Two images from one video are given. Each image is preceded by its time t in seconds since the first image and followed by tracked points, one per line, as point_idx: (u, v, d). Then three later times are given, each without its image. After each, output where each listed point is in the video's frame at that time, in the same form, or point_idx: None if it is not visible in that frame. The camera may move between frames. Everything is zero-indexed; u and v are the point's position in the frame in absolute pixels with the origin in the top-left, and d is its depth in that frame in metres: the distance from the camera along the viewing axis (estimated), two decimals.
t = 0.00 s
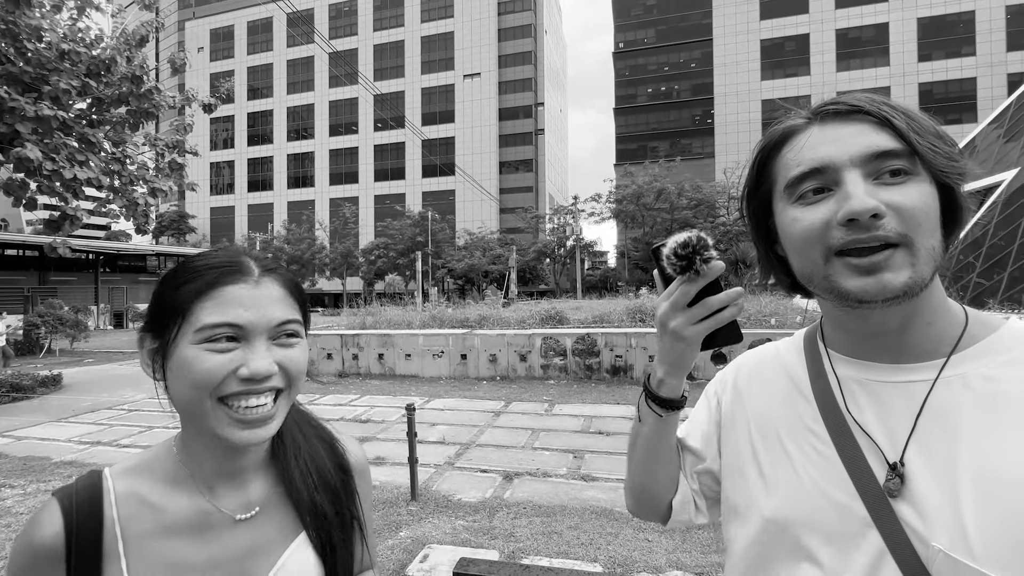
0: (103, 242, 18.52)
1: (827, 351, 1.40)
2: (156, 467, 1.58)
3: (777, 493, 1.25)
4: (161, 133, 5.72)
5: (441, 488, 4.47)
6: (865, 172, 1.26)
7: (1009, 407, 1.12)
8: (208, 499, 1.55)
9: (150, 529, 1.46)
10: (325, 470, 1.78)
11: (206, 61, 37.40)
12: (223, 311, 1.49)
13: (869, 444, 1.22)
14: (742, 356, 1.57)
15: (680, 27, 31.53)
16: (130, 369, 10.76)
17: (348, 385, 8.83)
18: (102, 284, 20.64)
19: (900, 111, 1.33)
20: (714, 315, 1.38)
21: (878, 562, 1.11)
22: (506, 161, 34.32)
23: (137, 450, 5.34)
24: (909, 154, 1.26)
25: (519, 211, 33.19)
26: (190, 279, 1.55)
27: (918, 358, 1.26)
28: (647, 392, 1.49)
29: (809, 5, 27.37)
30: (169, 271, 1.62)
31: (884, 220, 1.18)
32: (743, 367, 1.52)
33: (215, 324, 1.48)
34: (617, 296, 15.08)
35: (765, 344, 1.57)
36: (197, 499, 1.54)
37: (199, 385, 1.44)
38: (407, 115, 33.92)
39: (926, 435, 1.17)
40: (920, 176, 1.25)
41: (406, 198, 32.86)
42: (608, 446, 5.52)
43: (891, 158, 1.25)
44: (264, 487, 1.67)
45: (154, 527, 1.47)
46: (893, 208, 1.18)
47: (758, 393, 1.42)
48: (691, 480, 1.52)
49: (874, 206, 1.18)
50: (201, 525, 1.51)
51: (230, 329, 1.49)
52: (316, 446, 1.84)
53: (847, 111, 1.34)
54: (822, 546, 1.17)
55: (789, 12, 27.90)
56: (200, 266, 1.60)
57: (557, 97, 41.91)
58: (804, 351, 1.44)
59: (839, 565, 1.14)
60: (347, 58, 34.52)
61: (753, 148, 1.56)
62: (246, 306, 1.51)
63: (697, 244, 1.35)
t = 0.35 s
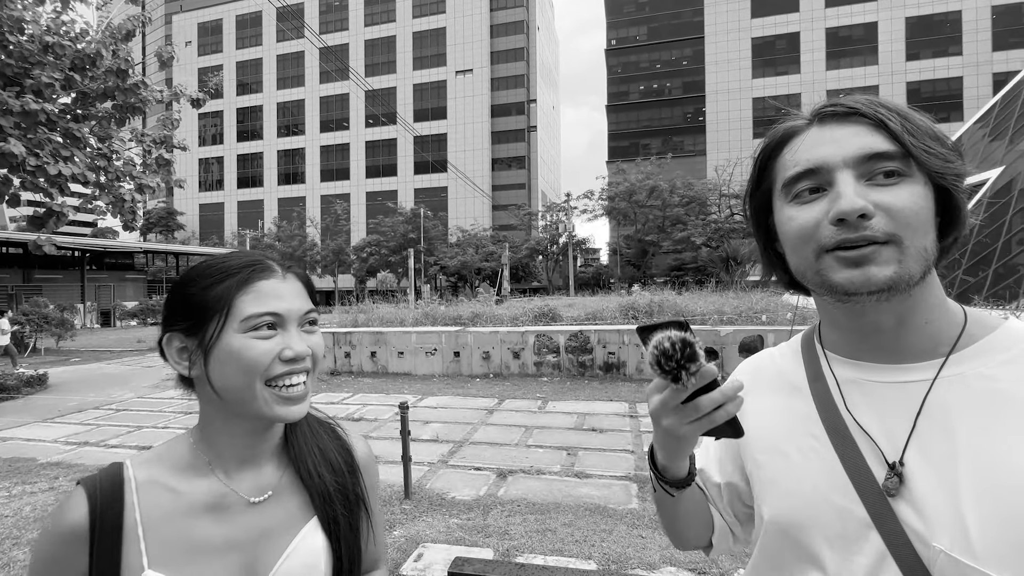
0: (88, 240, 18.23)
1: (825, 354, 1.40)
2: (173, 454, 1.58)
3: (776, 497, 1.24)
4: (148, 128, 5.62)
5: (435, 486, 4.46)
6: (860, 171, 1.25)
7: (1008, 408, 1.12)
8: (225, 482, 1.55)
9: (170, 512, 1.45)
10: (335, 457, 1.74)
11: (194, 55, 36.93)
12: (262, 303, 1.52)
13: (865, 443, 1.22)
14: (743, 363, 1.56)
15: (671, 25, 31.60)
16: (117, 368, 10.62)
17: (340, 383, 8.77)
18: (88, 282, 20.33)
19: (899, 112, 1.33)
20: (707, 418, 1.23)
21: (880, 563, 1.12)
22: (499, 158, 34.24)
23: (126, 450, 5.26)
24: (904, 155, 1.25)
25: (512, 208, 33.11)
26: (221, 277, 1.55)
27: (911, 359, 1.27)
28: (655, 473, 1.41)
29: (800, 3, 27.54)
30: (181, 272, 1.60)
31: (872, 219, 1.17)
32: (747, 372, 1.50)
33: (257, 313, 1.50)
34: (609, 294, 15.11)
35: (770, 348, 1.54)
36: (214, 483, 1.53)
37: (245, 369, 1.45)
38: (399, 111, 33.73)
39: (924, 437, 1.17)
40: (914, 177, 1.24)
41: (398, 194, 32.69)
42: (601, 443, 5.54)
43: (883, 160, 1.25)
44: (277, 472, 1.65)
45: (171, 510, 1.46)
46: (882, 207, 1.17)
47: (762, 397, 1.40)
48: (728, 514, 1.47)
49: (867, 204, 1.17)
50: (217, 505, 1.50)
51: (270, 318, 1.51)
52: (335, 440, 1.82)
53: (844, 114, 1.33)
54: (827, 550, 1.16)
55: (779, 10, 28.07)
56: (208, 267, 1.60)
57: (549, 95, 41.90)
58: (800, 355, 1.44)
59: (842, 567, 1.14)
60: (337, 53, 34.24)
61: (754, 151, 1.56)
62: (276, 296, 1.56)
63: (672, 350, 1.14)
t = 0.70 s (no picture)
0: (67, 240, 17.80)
1: (827, 361, 1.37)
2: (258, 440, 1.55)
3: (773, 505, 1.24)
4: (130, 126, 5.49)
5: (425, 490, 4.41)
6: (805, 200, 1.25)
7: (1010, 420, 1.10)
8: (312, 468, 1.57)
9: (268, 496, 1.43)
10: (391, 450, 1.85)
11: (178, 52, 36.35)
12: (346, 303, 1.54)
13: (861, 453, 1.20)
14: (747, 370, 1.54)
15: (659, 28, 31.85)
16: (97, 372, 10.37)
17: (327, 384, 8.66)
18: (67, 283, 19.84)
19: (869, 121, 1.26)
20: (698, 504, 1.25)
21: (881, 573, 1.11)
22: (488, 159, 34.18)
23: (107, 456, 5.13)
24: (848, 172, 1.20)
25: (501, 208, 33.08)
26: (308, 279, 1.58)
27: (912, 368, 1.24)
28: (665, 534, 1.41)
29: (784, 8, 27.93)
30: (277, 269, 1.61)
31: (813, 246, 1.18)
32: (750, 381, 1.49)
33: (340, 312, 1.52)
34: (599, 294, 15.13)
35: (777, 354, 1.52)
36: (304, 470, 1.55)
37: (333, 365, 1.47)
38: (387, 111, 33.50)
39: (922, 449, 1.15)
40: (871, 191, 1.18)
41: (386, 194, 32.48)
42: (590, 444, 5.53)
43: (828, 187, 1.22)
44: (350, 461, 1.70)
45: (269, 492, 1.44)
46: (821, 234, 1.17)
47: (765, 406, 1.40)
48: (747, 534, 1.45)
49: (807, 232, 1.19)
50: (308, 489, 1.51)
51: (351, 317, 1.53)
52: (388, 438, 1.90)
53: (796, 138, 1.33)
54: (827, 560, 1.16)
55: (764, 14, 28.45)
56: (299, 269, 1.62)
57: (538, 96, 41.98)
58: (803, 363, 1.41)
59: None
60: (325, 52, 33.94)
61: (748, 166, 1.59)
62: (358, 296, 1.57)
63: (646, 448, 1.22)
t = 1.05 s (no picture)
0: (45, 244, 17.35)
1: (833, 352, 1.37)
2: (304, 416, 1.51)
3: (774, 490, 1.24)
4: (112, 127, 5.38)
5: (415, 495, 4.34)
6: (782, 204, 1.26)
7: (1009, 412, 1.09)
8: (359, 442, 1.55)
9: (321, 466, 1.40)
10: (420, 431, 1.84)
11: (162, 54, 35.85)
12: (387, 285, 1.51)
13: (857, 442, 1.20)
14: (756, 361, 1.54)
15: (645, 35, 32.23)
16: (76, 379, 10.09)
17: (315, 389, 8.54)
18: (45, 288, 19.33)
19: (843, 122, 1.24)
20: (726, 434, 1.19)
21: (876, 561, 1.10)
22: (476, 163, 34.16)
23: (86, 465, 4.98)
24: (816, 175, 1.20)
25: (489, 213, 33.09)
26: (351, 264, 1.55)
27: (914, 359, 1.23)
28: (670, 482, 1.37)
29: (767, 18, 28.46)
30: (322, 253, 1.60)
31: (791, 249, 1.18)
32: (757, 372, 1.49)
33: (383, 295, 1.49)
34: (589, 298, 15.16)
35: (788, 345, 1.51)
36: (350, 445, 1.52)
37: (377, 344, 1.45)
38: (375, 114, 33.33)
39: (919, 439, 1.14)
40: (841, 193, 1.17)
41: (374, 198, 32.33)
42: (581, 447, 5.51)
43: (801, 189, 1.22)
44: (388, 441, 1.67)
45: (321, 464, 1.40)
46: (797, 236, 1.17)
47: (769, 396, 1.39)
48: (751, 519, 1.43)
49: (783, 235, 1.19)
50: (357, 462, 1.49)
51: (394, 300, 1.50)
52: (416, 423, 1.90)
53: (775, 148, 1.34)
54: (821, 546, 1.16)
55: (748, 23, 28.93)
56: (345, 254, 1.59)
57: (526, 101, 42.17)
58: (812, 354, 1.41)
59: (836, 562, 1.14)
60: (313, 55, 33.73)
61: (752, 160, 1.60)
62: (403, 281, 1.54)
63: (694, 363, 1.12)
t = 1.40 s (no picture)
0: (26, 251, 16.99)
1: (828, 342, 1.36)
2: (312, 408, 1.49)
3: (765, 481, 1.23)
4: (98, 134, 5.29)
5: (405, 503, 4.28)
6: (777, 196, 1.26)
7: (998, 403, 1.08)
8: (375, 434, 1.53)
9: (338, 457, 1.37)
10: (420, 431, 1.79)
11: (149, 60, 35.52)
12: (393, 281, 1.47)
13: (846, 432, 1.19)
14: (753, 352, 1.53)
15: (633, 47, 32.67)
16: (58, 389, 9.85)
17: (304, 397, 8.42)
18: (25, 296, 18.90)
19: (838, 116, 1.24)
20: (702, 411, 1.23)
21: (861, 548, 1.09)
22: (466, 171, 34.23)
23: (67, 477, 4.85)
24: (807, 168, 1.20)
25: (480, 221, 33.15)
26: (361, 260, 1.52)
27: (907, 351, 1.22)
28: (656, 458, 1.37)
29: (752, 30, 29.02)
30: (336, 248, 1.58)
31: (782, 241, 1.19)
32: (753, 363, 1.48)
33: (387, 291, 1.46)
34: (579, 305, 15.19)
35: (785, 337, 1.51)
36: (362, 437, 1.50)
37: (377, 342, 1.42)
38: (365, 122, 33.27)
39: (907, 429, 1.13)
40: (829, 187, 1.18)
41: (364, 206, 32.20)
42: (574, 453, 5.48)
43: (793, 182, 1.23)
44: (396, 436, 1.64)
45: (336, 455, 1.38)
46: (788, 228, 1.18)
47: (764, 387, 1.38)
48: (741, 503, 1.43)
49: (775, 226, 1.20)
50: (372, 451, 1.48)
51: (397, 298, 1.46)
52: (416, 418, 1.87)
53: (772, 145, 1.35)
54: (810, 533, 1.16)
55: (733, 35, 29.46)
56: (355, 247, 1.57)
57: (515, 110, 42.40)
58: (808, 344, 1.39)
59: (825, 550, 1.13)
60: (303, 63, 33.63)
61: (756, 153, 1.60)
62: (409, 277, 1.50)
63: (678, 336, 1.13)
